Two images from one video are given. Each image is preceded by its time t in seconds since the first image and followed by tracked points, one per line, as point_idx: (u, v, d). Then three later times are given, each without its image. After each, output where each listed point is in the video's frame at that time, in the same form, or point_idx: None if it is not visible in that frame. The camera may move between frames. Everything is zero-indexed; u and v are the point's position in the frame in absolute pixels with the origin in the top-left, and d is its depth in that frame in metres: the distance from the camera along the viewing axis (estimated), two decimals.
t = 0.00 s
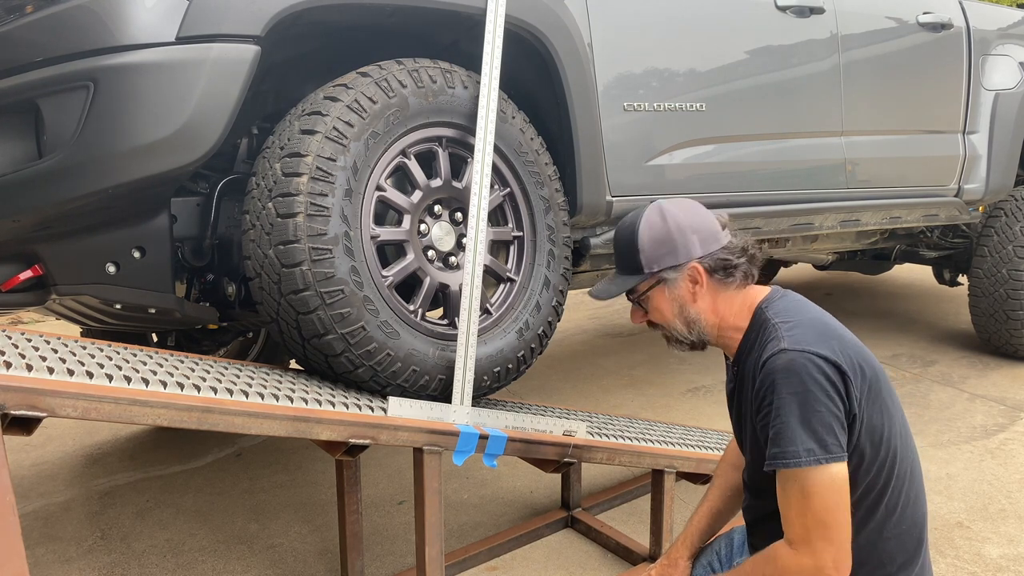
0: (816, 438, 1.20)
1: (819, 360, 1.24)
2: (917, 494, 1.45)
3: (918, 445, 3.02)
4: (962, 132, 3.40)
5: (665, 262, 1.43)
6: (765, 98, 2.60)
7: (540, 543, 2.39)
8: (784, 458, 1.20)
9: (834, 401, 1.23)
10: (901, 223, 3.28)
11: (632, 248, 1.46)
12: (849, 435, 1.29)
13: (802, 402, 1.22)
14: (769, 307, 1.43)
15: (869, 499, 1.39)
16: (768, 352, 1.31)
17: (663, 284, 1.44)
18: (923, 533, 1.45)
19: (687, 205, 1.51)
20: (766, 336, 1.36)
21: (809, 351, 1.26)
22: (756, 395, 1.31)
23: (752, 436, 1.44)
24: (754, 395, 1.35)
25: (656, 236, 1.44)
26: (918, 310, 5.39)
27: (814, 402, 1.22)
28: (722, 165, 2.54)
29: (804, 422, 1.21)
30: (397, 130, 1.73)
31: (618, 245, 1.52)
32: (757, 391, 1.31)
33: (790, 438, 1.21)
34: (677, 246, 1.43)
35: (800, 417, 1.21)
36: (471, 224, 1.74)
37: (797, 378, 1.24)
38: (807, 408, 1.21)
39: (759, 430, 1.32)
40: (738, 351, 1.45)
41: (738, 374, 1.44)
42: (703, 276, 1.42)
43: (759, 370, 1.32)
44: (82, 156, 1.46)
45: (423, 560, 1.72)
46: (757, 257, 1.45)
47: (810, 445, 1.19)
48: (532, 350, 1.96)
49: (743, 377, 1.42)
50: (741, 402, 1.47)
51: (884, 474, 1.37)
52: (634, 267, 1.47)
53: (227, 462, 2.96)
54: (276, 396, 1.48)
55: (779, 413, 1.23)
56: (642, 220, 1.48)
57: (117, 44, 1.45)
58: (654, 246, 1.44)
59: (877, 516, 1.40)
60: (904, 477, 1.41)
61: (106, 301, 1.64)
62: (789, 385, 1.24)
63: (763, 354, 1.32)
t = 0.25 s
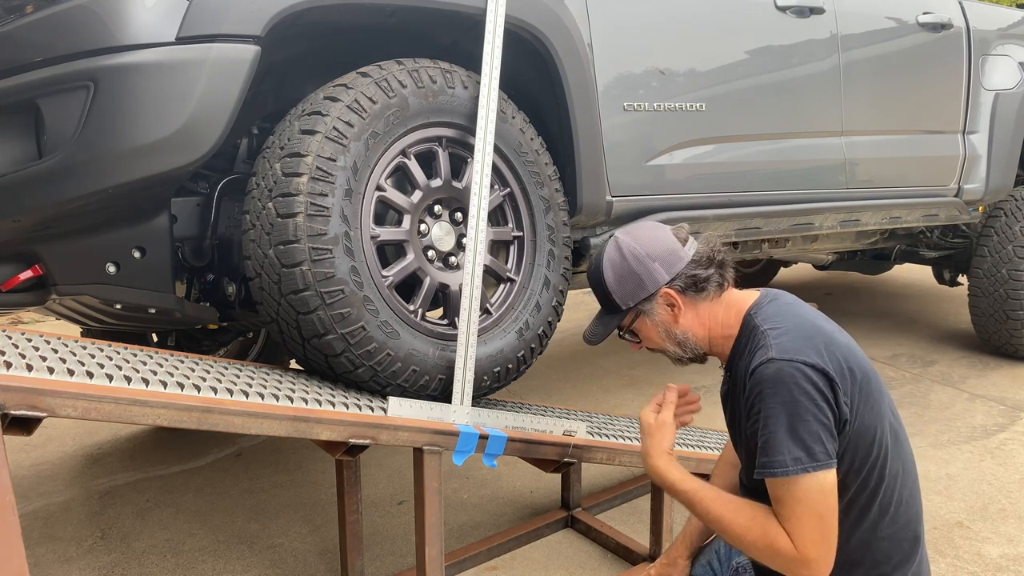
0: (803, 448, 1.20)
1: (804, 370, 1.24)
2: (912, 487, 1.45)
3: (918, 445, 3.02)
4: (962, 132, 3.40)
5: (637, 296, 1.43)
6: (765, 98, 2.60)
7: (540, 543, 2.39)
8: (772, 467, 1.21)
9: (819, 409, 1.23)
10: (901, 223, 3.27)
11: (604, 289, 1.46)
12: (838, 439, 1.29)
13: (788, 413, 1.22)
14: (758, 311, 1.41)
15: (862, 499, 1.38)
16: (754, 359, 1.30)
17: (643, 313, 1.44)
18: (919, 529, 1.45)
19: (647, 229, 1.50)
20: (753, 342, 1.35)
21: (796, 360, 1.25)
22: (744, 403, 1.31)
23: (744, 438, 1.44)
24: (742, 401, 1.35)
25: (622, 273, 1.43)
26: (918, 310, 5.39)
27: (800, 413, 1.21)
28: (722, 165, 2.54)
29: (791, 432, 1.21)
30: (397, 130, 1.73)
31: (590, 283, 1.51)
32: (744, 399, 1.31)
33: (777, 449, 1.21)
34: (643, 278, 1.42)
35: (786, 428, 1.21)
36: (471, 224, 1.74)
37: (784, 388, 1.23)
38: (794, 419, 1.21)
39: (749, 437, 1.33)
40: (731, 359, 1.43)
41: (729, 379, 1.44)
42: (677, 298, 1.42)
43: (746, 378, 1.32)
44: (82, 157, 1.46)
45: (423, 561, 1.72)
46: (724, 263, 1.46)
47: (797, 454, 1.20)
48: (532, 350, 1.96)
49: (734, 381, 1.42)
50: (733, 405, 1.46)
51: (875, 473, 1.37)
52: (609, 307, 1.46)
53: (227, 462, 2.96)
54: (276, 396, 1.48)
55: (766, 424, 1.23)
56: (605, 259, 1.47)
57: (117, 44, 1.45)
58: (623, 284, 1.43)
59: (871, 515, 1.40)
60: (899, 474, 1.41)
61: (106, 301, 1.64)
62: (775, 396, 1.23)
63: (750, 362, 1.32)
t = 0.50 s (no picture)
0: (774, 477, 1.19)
1: (781, 396, 1.21)
2: (911, 488, 1.44)
3: (918, 445, 3.02)
4: (962, 132, 3.40)
5: (630, 303, 1.41)
6: (765, 98, 2.60)
7: (540, 543, 2.39)
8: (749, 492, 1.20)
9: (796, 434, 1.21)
10: (901, 223, 3.27)
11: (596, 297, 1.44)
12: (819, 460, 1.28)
13: (761, 441, 1.20)
14: (749, 326, 1.39)
15: (858, 507, 1.38)
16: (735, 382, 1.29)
17: (636, 321, 1.43)
18: (918, 534, 1.44)
19: (637, 237, 1.49)
20: (739, 361, 1.33)
21: (775, 385, 1.23)
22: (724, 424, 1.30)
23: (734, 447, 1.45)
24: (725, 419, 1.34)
25: (615, 281, 1.42)
26: (918, 310, 5.39)
27: (773, 441, 1.20)
28: (722, 165, 2.54)
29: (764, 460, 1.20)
30: (397, 130, 1.73)
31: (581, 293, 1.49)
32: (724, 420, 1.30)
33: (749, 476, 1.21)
34: (636, 285, 1.41)
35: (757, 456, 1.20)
36: (471, 224, 1.74)
37: (761, 415, 1.21)
38: (767, 447, 1.20)
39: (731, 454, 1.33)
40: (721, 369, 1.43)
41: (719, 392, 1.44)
42: (672, 306, 1.41)
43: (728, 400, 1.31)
44: (82, 157, 1.46)
45: (423, 561, 1.72)
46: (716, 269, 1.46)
47: (775, 480, 1.19)
48: (532, 350, 1.96)
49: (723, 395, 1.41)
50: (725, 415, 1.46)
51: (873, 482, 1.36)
52: (602, 315, 1.44)
53: (227, 462, 2.96)
54: (276, 396, 1.48)
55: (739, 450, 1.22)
56: (597, 267, 1.45)
57: (117, 44, 1.45)
58: (616, 292, 1.42)
59: (869, 522, 1.39)
60: (897, 482, 1.40)
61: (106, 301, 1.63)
62: (749, 423, 1.22)
63: (732, 383, 1.30)
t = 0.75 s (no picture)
0: (747, 495, 1.24)
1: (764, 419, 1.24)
2: (908, 486, 1.46)
3: (918, 445, 3.02)
4: (962, 132, 3.40)
5: (663, 309, 1.38)
6: (765, 98, 2.60)
7: (540, 543, 2.39)
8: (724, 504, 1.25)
9: (778, 455, 1.24)
10: (901, 223, 3.27)
11: (627, 300, 1.38)
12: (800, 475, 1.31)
13: (739, 460, 1.24)
14: (747, 339, 1.40)
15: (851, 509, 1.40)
16: (725, 397, 1.31)
17: (662, 328, 1.40)
18: (914, 536, 1.46)
19: (664, 240, 1.47)
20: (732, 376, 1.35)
21: (759, 406, 1.25)
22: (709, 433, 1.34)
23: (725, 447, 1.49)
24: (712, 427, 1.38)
25: (650, 285, 1.37)
26: (918, 310, 5.39)
27: (751, 461, 1.24)
28: (722, 165, 2.54)
29: (737, 477, 1.24)
30: (396, 130, 1.73)
31: (605, 294, 1.41)
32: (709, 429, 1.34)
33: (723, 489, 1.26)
34: (672, 291, 1.38)
35: (733, 474, 1.24)
36: (471, 224, 1.74)
37: (741, 436, 1.24)
38: (743, 466, 1.24)
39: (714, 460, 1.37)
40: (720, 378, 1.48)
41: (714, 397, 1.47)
42: (700, 315, 1.41)
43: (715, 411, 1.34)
44: (82, 157, 1.46)
45: (423, 561, 1.72)
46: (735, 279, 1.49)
47: (746, 498, 1.24)
48: (532, 350, 1.96)
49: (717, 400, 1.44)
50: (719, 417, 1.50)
51: (865, 484, 1.38)
52: (631, 319, 1.39)
53: (227, 462, 2.96)
54: (276, 396, 1.48)
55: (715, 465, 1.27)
56: (629, 267, 1.39)
57: (117, 44, 1.45)
58: (651, 296, 1.37)
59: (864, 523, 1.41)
60: (891, 486, 1.42)
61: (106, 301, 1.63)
62: (729, 441, 1.25)
63: (721, 398, 1.33)
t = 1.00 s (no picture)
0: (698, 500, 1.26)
1: (721, 430, 1.25)
2: (891, 490, 1.45)
3: (917, 445, 3.02)
4: (962, 132, 3.40)
5: (654, 307, 1.38)
6: (765, 98, 2.60)
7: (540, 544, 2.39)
8: (673, 507, 1.27)
9: (736, 465, 1.26)
10: (901, 223, 3.27)
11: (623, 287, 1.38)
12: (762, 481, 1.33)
13: (692, 467, 1.26)
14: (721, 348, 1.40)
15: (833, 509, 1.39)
16: (690, 405, 1.33)
17: (647, 323, 1.40)
18: (903, 535, 1.45)
19: (684, 241, 1.45)
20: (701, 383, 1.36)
21: (718, 417, 1.26)
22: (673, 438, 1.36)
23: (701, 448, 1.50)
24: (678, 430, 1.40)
25: (650, 279, 1.37)
26: (918, 310, 5.39)
27: (704, 469, 1.25)
28: (722, 165, 2.54)
29: (688, 482, 1.26)
30: (397, 130, 1.73)
31: (607, 275, 1.42)
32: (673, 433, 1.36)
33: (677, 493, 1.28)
34: (669, 293, 1.37)
35: (687, 480, 1.26)
36: (471, 225, 1.74)
37: (698, 445, 1.26)
38: (695, 474, 1.26)
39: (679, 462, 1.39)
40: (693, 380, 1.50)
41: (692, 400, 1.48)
42: (688, 321, 1.41)
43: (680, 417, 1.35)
44: (82, 157, 1.46)
45: (423, 560, 1.72)
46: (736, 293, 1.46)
47: (697, 503, 1.26)
48: (533, 350, 1.96)
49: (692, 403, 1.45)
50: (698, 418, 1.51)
51: (841, 486, 1.38)
52: (622, 305, 1.40)
53: (227, 462, 2.96)
54: (276, 396, 1.48)
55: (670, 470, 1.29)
56: (636, 257, 1.39)
57: (118, 44, 1.45)
58: (647, 290, 1.37)
59: (845, 526, 1.40)
60: (872, 485, 1.41)
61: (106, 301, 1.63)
62: (685, 448, 1.27)
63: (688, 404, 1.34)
